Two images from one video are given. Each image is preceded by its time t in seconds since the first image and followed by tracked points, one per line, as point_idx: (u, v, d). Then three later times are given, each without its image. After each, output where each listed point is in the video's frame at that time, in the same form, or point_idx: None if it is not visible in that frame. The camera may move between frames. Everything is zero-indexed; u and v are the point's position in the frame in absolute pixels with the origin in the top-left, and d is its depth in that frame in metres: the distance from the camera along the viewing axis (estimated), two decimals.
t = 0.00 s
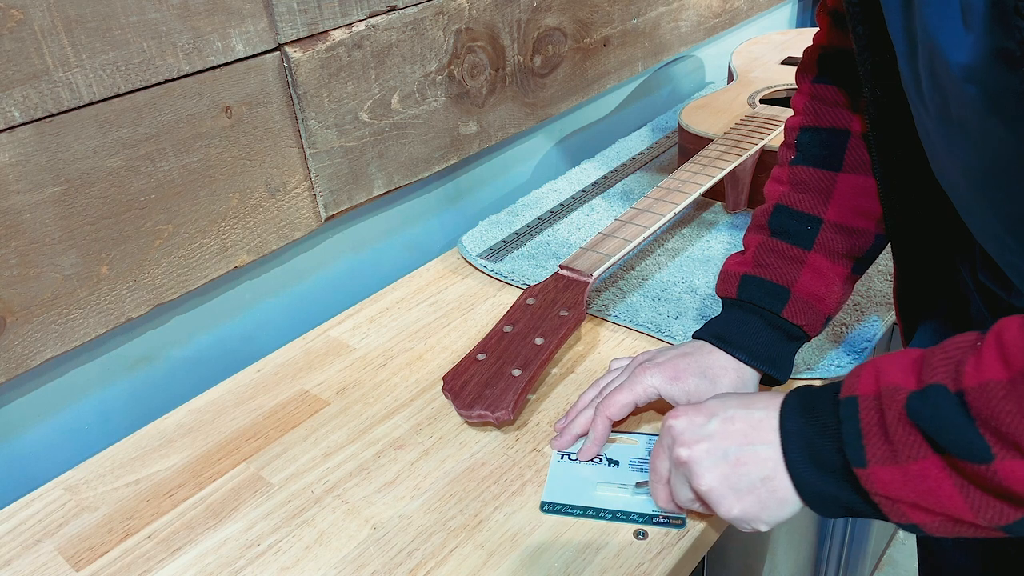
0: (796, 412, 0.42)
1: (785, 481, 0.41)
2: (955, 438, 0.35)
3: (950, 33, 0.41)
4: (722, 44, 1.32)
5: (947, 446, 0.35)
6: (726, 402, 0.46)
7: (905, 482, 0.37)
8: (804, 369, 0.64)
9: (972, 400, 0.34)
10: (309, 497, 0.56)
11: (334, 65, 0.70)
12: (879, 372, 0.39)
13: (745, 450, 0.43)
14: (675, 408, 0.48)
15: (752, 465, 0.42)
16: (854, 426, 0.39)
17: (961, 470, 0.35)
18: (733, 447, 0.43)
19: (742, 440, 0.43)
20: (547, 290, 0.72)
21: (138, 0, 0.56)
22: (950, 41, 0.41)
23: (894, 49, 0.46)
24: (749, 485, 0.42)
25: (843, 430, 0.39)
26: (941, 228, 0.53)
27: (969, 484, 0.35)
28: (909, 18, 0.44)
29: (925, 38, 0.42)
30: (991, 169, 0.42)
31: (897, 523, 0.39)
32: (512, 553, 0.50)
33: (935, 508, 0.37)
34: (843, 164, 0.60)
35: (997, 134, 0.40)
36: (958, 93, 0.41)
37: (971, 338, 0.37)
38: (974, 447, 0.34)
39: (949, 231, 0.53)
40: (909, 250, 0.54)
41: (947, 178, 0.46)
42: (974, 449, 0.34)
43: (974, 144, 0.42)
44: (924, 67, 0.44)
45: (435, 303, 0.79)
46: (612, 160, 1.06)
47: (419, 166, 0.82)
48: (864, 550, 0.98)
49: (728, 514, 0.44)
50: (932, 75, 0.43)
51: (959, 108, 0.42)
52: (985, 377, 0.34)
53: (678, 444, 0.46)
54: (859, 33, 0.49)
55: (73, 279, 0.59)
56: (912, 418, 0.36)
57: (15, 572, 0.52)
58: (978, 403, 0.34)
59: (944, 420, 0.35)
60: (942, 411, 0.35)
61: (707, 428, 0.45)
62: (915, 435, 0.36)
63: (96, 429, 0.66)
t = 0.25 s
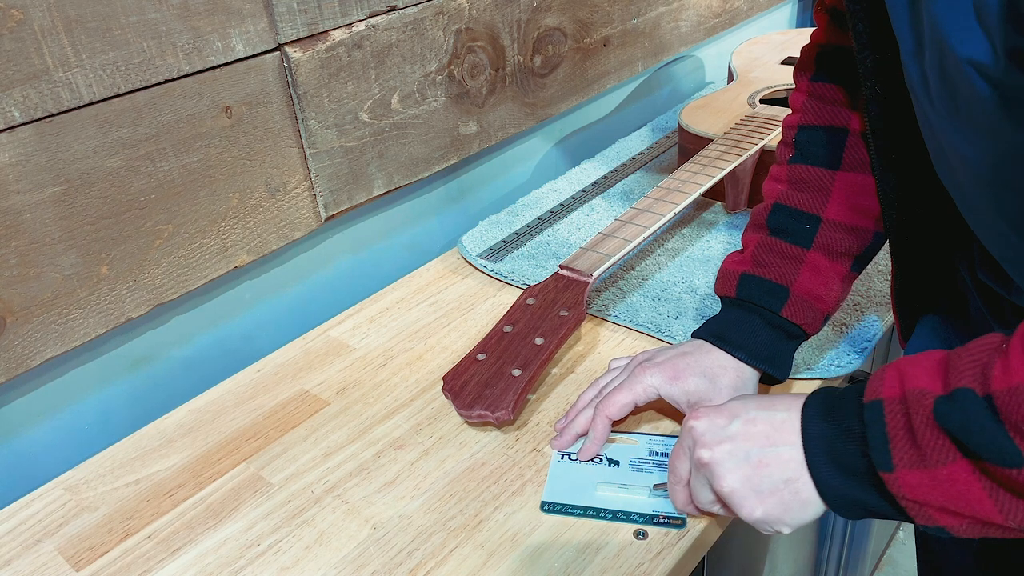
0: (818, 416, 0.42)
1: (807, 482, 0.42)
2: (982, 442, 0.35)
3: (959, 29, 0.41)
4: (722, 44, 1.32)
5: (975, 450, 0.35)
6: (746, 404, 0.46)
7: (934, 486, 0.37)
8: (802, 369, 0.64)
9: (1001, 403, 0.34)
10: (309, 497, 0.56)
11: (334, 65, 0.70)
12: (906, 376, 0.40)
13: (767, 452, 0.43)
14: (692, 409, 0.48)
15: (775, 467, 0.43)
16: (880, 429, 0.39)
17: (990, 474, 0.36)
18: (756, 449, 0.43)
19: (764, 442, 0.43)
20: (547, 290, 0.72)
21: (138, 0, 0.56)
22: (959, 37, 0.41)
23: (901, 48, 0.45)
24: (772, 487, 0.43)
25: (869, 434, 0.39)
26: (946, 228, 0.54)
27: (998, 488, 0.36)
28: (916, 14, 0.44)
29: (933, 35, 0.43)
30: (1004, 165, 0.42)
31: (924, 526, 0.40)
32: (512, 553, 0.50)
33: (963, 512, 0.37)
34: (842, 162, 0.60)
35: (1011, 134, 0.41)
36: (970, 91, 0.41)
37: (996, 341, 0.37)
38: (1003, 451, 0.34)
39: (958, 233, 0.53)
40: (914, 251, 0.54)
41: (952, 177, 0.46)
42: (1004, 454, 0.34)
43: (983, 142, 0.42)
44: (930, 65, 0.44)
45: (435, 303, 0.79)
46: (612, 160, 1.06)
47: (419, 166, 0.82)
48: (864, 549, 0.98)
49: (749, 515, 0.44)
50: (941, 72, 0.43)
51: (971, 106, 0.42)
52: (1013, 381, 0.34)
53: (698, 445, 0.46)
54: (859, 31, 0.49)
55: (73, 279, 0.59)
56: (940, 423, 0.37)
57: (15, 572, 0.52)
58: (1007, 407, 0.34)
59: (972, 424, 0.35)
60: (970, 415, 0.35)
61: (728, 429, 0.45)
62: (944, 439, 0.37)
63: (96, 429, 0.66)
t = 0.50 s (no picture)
0: (826, 422, 0.42)
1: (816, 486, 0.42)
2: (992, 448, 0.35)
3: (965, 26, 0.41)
4: (722, 44, 1.32)
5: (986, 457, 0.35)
6: (751, 408, 0.46)
7: (945, 494, 0.37)
8: (800, 369, 0.64)
9: (1011, 409, 0.35)
10: (309, 497, 0.56)
11: (334, 65, 0.70)
12: (917, 383, 0.40)
13: (774, 458, 0.43)
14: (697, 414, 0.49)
15: (783, 472, 0.43)
16: (889, 437, 0.39)
17: (1001, 481, 0.36)
18: (763, 454, 0.44)
19: (771, 447, 0.44)
20: (547, 290, 0.72)
21: (138, 0, 0.56)
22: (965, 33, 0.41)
23: (906, 46, 0.46)
24: (781, 492, 0.43)
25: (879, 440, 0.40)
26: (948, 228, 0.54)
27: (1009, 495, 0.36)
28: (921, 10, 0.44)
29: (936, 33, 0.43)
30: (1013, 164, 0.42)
31: (935, 535, 0.39)
32: (512, 553, 0.50)
33: (974, 519, 0.37)
34: (840, 161, 0.60)
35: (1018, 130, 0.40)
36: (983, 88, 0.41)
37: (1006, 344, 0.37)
38: (1013, 456, 0.34)
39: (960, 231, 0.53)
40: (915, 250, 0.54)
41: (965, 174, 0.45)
42: (1014, 461, 0.34)
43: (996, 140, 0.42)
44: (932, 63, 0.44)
45: (435, 303, 0.79)
46: (612, 160, 1.06)
47: (419, 166, 0.82)
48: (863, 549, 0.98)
49: (759, 521, 0.44)
50: (946, 69, 0.43)
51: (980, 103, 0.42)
52: None
53: (705, 450, 0.46)
54: (860, 29, 0.49)
55: (73, 279, 0.59)
56: (950, 430, 0.37)
57: (15, 572, 0.52)
58: (1017, 413, 0.34)
59: (981, 431, 0.35)
60: (980, 422, 0.35)
61: (734, 434, 0.45)
62: (954, 446, 0.37)
63: (96, 429, 0.66)
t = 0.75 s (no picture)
0: (864, 451, 0.39)
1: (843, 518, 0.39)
2: None
3: (972, 22, 0.38)
4: (722, 44, 1.32)
5: None
6: (798, 426, 0.45)
7: (983, 536, 0.34)
8: (788, 368, 0.64)
9: None
10: (309, 497, 0.56)
11: (334, 65, 0.70)
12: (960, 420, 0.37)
13: (806, 476, 0.41)
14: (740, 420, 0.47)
15: (812, 492, 0.40)
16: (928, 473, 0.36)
17: None
18: (796, 468, 0.41)
19: (806, 463, 0.41)
20: (547, 290, 0.72)
21: (138, 0, 0.56)
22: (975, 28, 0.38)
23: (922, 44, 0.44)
24: (803, 513, 0.40)
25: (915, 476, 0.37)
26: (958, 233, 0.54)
27: None
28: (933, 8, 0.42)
29: (939, 32, 0.40)
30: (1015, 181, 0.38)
31: None
32: (512, 553, 0.50)
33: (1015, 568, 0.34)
34: (837, 160, 0.60)
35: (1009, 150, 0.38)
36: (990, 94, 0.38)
37: None
38: None
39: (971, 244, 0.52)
40: (920, 256, 0.54)
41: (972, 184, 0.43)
42: None
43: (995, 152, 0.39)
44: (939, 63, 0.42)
45: (435, 303, 0.79)
46: (612, 160, 1.06)
47: (419, 166, 0.82)
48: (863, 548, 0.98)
49: (769, 539, 0.41)
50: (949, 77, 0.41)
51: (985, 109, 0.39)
52: None
53: (737, 454, 0.44)
54: (863, 34, 0.48)
55: (73, 279, 0.59)
56: (998, 466, 0.34)
57: (15, 572, 0.52)
58: None
59: None
60: None
61: (773, 444, 0.44)
62: (999, 484, 0.34)
63: (96, 429, 0.66)
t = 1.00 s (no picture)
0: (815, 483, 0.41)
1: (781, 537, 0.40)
2: (951, 507, 0.34)
3: (971, 22, 0.37)
4: (722, 44, 1.32)
5: (945, 519, 0.34)
6: (771, 446, 0.46)
7: (903, 564, 0.35)
8: (783, 368, 0.64)
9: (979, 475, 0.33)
10: (309, 497, 0.56)
11: (334, 65, 0.70)
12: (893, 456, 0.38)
13: (758, 489, 0.42)
14: (717, 429, 0.49)
15: (759, 504, 0.41)
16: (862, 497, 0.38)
17: (960, 551, 0.33)
18: (751, 478, 0.43)
19: (763, 477, 0.43)
20: (547, 290, 0.72)
21: (138, 1, 0.56)
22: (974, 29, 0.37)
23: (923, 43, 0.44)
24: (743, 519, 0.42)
25: (849, 503, 0.38)
26: (959, 233, 0.54)
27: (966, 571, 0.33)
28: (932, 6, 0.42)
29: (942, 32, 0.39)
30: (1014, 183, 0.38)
31: None
32: (512, 553, 0.50)
33: None
34: (836, 156, 0.59)
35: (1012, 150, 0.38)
36: (992, 95, 0.37)
37: (986, 425, 0.36)
38: (972, 520, 0.33)
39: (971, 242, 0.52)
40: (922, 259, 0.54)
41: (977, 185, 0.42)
42: (972, 523, 0.33)
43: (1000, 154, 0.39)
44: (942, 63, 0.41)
45: (435, 303, 0.79)
46: (612, 160, 1.06)
47: (419, 166, 0.82)
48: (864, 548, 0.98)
49: (705, 535, 0.43)
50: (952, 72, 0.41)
51: (988, 109, 0.38)
52: (995, 448, 0.33)
53: (701, 455, 0.46)
54: (864, 31, 0.48)
55: (73, 279, 0.59)
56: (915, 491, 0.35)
57: (15, 572, 0.52)
58: (984, 478, 0.33)
59: (949, 492, 0.34)
60: (945, 483, 0.34)
61: (738, 453, 0.45)
62: (918, 509, 0.35)
63: (96, 430, 0.66)
